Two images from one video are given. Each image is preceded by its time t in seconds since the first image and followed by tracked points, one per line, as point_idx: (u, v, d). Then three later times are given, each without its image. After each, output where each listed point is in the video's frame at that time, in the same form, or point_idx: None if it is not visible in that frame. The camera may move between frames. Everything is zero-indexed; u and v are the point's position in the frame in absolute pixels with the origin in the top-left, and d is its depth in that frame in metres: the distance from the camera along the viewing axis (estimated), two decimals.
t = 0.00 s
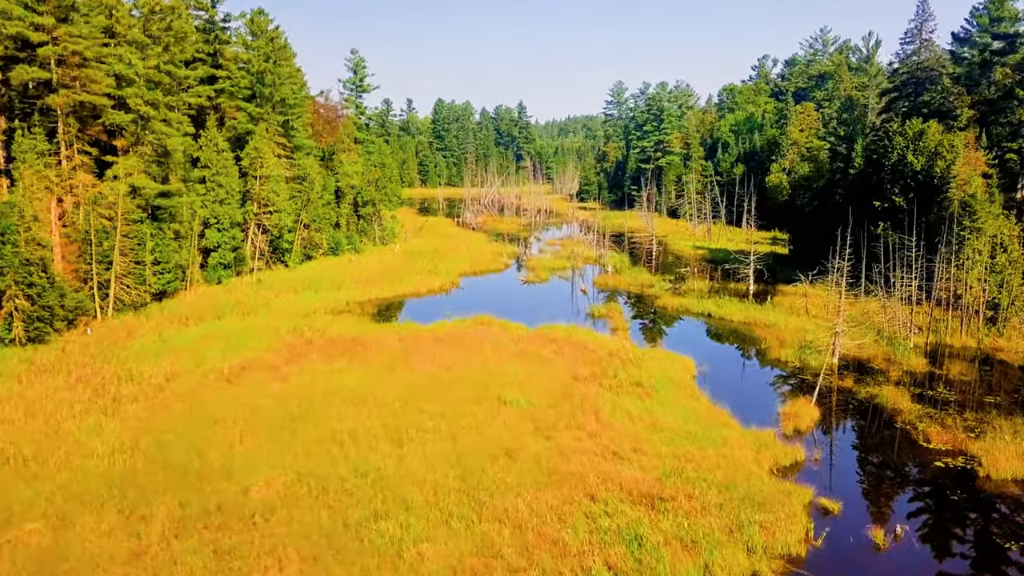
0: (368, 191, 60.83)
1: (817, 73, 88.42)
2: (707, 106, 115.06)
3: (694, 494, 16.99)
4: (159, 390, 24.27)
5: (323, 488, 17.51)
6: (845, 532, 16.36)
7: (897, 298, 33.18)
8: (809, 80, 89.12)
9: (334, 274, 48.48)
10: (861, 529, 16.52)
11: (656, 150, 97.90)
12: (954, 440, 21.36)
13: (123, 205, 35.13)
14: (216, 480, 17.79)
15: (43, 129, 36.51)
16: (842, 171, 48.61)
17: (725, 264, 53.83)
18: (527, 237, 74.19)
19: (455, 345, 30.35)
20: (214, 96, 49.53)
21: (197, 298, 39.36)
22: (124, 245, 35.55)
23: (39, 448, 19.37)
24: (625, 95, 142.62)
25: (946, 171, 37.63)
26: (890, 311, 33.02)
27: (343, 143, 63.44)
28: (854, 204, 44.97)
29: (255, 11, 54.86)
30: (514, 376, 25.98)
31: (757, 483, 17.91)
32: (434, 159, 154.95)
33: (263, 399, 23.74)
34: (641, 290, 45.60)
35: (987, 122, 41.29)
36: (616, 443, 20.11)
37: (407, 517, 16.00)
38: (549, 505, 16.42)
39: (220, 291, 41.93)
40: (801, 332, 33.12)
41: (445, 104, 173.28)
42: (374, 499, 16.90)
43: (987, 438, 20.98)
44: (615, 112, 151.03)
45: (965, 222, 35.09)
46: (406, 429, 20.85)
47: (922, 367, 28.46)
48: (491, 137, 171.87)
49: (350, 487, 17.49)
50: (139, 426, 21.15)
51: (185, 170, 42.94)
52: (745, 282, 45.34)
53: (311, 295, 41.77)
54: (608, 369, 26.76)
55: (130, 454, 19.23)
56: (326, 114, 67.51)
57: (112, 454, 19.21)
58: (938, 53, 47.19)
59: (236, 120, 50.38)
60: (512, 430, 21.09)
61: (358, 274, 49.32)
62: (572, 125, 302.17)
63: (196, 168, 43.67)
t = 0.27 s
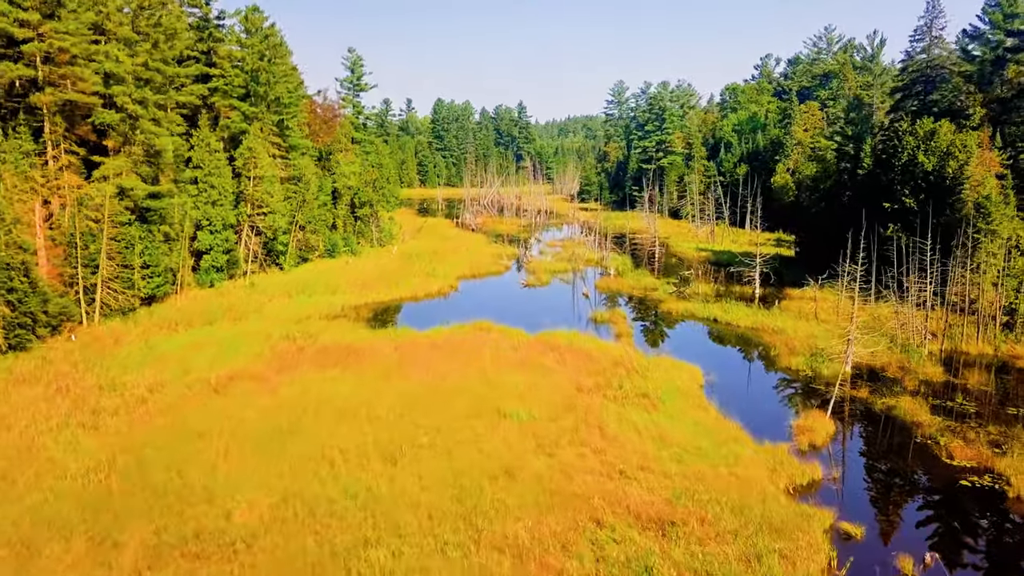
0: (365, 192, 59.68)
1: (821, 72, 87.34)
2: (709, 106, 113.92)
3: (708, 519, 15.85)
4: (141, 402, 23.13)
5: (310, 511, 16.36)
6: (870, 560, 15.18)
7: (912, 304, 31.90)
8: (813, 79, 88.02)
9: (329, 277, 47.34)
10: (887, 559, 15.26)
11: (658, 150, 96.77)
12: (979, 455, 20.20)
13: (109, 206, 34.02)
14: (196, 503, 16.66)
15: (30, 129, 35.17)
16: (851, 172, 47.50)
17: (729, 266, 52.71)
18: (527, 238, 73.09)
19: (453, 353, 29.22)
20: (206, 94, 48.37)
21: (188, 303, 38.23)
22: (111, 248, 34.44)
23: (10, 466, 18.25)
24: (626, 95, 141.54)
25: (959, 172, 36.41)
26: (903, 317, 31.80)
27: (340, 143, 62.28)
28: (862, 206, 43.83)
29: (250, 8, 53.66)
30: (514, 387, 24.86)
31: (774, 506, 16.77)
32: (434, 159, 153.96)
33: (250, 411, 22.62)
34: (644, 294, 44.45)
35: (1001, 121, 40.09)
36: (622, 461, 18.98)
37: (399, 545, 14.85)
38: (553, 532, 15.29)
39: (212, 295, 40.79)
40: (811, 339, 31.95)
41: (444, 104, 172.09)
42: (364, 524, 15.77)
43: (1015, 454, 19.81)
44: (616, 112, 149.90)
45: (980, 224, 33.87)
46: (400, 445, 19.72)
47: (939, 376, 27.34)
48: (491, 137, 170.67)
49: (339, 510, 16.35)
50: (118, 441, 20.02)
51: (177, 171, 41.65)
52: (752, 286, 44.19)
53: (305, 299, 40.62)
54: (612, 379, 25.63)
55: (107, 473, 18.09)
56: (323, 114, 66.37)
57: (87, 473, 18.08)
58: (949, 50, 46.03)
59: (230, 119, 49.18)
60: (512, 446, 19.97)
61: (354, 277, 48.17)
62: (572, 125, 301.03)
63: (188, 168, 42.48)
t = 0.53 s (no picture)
0: (362, 193, 58.49)
1: (826, 71, 86.20)
2: (711, 106, 112.79)
3: (724, 549, 14.73)
4: (123, 415, 21.99)
5: (296, 539, 15.27)
6: None
7: (927, 308, 30.52)
8: (818, 78, 86.91)
9: (325, 281, 46.20)
10: None
11: (660, 150, 95.62)
12: (1007, 473, 19.00)
13: (95, 208, 32.80)
14: (172, 530, 15.50)
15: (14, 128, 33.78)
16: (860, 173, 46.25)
17: (734, 269, 51.56)
18: (527, 239, 71.93)
19: (450, 361, 28.06)
20: (199, 93, 47.15)
21: (178, 308, 37.11)
22: (98, 251, 33.27)
23: None
24: (627, 94, 140.40)
25: (971, 172, 35.14)
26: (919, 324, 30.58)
27: (338, 143, 61.15)
28: (872, 207, 42.61)
29: (244, 5, 52.42)
30: (515, 398, 23.75)
31: (793, 533, 15.62)
32: (433, 160, 152.93)
33: (237, 425, 21.50)
34: (648, 297, 43.27)
35: (1015, 121, 38.79)
36: (629, 482, 17.83)
37: None
38: (557, 564, 14.18)
39: (204, 299, 39.63)
40: (823, 346, 30.77)
41: (444, 103, 171.10)
42: (353, 554, 14.65)
43: None
44: (616, 111, 148.80)
45: (996, 227, 32.60)
46: (394, 464, 18.60)
47: (957, 385, 26.17)
48: (491, 136, 169.63)
49: (328, 538, 15.24)
50: (95, 459, 18.90)
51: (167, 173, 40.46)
52: (758, 289, 43.03)
53: (299, 303, 39.47)
54: (618, 390, 24.50)
55: (80, 495, 16.96)
56: (320, 113, 65.17)
57: (59, 494, 16.95)
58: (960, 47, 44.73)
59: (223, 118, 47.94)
60: (512, 465, 18.82)
61: (351, 280, 47.03)
62: (572, 125, 299.96)
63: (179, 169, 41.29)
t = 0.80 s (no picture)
0: (359, 194, 57.15)
1: (831, 70, 84.93)
2: (713, 105, 111.47)
3: None
4: (98, 433, 20.66)
5: None
6: None
7: (945, 316, 29.01)
8: (822, 78, 85.62)
9: (320, 285, 44.90)
10: None
11: (662, 150, 94.32)
12: None
13: (78, 212, 31.44)
14: (140, 567, 14.16)
15: None
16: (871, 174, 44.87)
17: (739, 273, 50.25)
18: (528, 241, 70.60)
19: (447, 373, 26.70)
20: (190, 92, 45.79)
21: (166, 314, 35.80)
22: (81, 256, 31.91)
23: None
24: (628, 94, 139.16)
25: (989, 174, 33.76)
26: (938, 332, 29.24)
27: (334, 144, 59.82)
28: (882, 209, 41.23)
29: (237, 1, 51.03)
30: (515, 414, 22.43)
31: (819, 569, 14.32)
32: (432, 160, 151.70)
33: (219, 444, 20.16)
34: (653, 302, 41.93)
35: None
36: (639, 510, 16.48)
37: None
38: None
39: (193, 305, 38.31)
40: (837, 356, 29.42)
41: (443, 103, 169.81)
42: None
43: None
44: (617, 111, 147.53)
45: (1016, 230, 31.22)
46: (385, 490, 17.28)
47: (981, 398, 24.86)
48: (491, 137, 168.34)
49: None
50: (64, 483, 17.57)
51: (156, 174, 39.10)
52: (766, 295, 41.71)
53: (292, 309, 38.13)
54: (624, 405, 23.19)
55: (44, 525, 15.63)
56: (316, 113, 63.80)
57: (20, 525, 15.61)
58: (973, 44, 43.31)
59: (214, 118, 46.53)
60: (512, 490, 17.47)
61: (346, 284, 45.70)
62: (572, 125, 298.66)
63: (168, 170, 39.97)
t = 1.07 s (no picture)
0: (356, 195, 56.04)
1: (835, 69, 83.70)
2: (716, 105, 110.37)
3: None
4: (74, 451, 19.54)
5: None
6: None
7: (962, 323, 27.86)
8: (827, 77, 84.53)
9: (315, 289, 43.84)
10: None
11: (663, 150, 93.18)
12: None
13: (61, 214, 30.30)
14: None
15: None
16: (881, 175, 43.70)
17: (744, 276, 49.15)
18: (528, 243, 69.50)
19: (444, 384, 25.60)
20: (182, 91, 44.73)
21: (155, 321, 34.67)
22: (65, 261, 30.77)
23: None
24: (629, 94, 138.03)
25: (1004, 175, 32.64)
26: (955, 340, 28.10)
27: (331, 144, 58.68)
28: (893, 212, 40.09)
29: None
30: (515, 429, 21.31)
31: None
32: (432, 160, 150.67)
33: (202, 463, 19.03)
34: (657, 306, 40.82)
35: None
36: (648, 537, 15.38)
37: None
38: None
39: (184, 310, 37.21)
40: (849, 366, 28.30)
41: (443, 103, 168.67)
42: None
43: None
44: (618, 111, 146.47)
45: None
46: (376, 515, 16.15)
47: (1003, 411, 23.74)
48: (490, 137, 167.21)
49: None
50: (33, 507, 16.44)
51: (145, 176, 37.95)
52: (773, 299, 40.58)
53: (285, 315, 37.03)
54: (630, 419, 22.04)
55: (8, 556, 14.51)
56: (312, 113, 62.71)
57: None
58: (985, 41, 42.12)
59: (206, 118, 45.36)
60: (512, 514, 16.36)
61: (341, 288, 44.60)
62: (572, 125, 297.54)
63: (158, 171, 38.84)
